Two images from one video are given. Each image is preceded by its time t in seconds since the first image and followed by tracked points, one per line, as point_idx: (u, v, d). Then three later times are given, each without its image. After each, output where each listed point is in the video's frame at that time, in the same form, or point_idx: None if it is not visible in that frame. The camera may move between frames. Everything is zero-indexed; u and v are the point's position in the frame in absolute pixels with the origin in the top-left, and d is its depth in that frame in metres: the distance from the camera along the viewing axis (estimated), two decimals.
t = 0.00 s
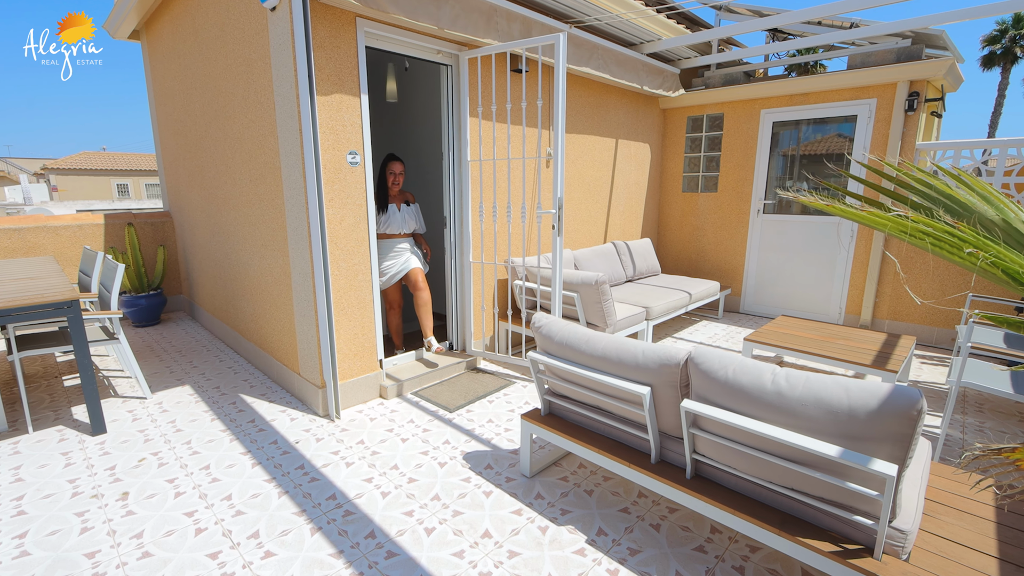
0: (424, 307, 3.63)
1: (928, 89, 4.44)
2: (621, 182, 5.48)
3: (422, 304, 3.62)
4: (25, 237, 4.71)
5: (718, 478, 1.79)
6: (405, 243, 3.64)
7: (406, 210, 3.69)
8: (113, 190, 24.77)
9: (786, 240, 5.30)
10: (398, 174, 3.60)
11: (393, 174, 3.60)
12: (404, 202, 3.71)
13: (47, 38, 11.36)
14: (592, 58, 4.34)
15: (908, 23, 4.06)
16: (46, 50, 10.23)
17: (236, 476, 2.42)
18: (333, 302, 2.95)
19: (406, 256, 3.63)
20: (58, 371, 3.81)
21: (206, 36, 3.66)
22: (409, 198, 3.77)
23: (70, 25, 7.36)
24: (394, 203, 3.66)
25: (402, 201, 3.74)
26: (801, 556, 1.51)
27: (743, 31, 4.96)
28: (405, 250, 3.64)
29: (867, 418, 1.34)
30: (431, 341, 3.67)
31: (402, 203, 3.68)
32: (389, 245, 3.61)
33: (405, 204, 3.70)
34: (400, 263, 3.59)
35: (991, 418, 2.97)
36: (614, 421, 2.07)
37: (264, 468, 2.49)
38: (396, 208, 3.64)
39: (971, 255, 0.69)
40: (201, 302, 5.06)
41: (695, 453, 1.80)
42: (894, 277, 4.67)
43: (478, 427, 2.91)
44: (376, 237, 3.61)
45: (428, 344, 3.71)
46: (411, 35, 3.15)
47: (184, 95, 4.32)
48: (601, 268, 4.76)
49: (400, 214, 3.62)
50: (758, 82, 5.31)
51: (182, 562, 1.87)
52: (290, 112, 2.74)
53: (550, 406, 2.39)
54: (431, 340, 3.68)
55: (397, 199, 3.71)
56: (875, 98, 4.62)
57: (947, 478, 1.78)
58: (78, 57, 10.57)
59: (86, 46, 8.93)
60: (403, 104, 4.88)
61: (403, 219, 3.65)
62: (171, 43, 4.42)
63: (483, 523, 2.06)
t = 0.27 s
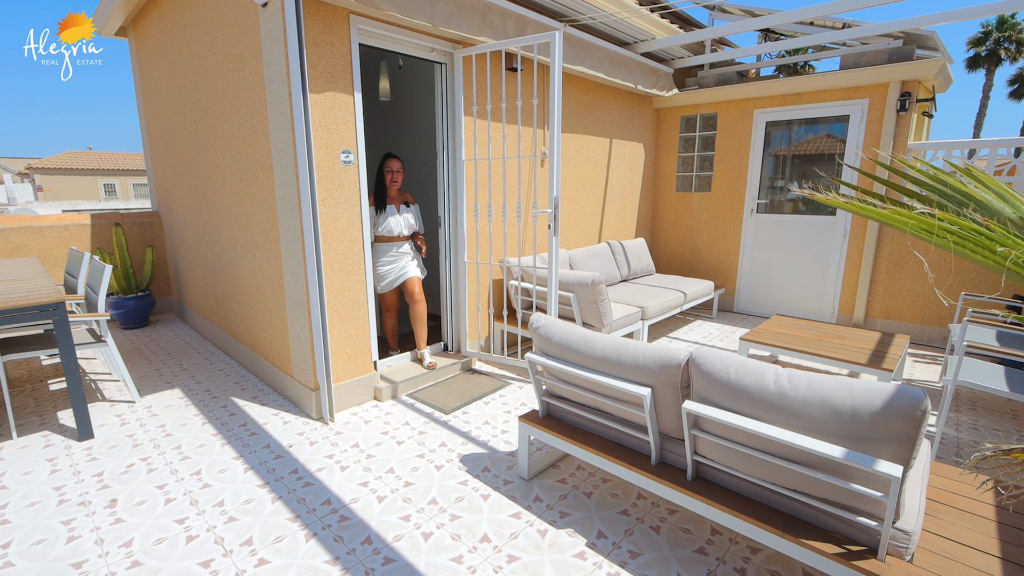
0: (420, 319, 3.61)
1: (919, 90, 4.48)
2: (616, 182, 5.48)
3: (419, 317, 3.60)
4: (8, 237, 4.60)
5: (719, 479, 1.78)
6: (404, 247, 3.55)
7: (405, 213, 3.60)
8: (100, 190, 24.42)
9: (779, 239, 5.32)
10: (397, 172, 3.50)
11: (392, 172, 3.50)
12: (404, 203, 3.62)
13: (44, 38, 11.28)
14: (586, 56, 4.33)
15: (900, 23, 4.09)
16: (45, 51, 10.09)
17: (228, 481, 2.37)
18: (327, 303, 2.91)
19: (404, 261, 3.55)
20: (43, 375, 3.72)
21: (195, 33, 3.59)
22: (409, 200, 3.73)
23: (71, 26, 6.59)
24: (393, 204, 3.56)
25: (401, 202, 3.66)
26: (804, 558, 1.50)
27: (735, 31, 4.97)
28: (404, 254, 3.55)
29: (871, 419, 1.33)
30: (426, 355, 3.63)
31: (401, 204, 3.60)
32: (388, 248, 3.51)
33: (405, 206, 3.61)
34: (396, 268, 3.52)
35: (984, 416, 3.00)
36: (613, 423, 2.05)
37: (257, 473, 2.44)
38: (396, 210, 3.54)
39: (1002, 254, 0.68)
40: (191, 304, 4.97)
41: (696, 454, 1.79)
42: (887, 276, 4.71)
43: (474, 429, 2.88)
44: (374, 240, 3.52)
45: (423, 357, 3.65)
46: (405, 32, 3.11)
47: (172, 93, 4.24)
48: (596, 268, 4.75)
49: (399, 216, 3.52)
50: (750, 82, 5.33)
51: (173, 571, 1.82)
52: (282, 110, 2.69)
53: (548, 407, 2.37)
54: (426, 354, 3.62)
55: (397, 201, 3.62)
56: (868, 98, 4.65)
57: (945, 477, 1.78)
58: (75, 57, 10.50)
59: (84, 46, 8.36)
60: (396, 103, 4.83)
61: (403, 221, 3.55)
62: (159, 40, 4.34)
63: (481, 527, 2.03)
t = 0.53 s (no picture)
0: (418, 323, 3.54)
1: (908, 90, 4.51)
2: (608, 181, 5.47)
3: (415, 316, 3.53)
4: None
5: (719, 480, 1.77)
6: (408, 251, 3.49)
7: (409, 213, 3.46)
8: (83, 190, 24.00)
9: (771, 239, 5.34)
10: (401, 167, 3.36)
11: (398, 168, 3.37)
12: (409, 202, 3.47)
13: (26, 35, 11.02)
14: (579, 55, 4.31)
15: (889, 24, 4.12)
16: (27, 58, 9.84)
17: (218, 487, 2.32)
18: (318, 304, 2.86)
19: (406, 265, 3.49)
20: (25, 379, 3.62)
21: (181, 28, 3.52)
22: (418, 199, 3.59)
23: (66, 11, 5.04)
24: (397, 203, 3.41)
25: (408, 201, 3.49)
26: (806, 559, 1.49)
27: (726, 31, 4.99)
28: (407, 258, 3.48)
29: (873, 418, 1.32)
30: (419, 357, 3.58)
31: (407, 204, 3.45)
32: (391, 250, 3.42)
33: (410, 205, 3.47)
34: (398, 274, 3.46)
35: (974, 413, 3.03)
36: (611, 424, 2.03)
37: (247, 478, 2.39)
38: (400, 209, 3.40)
39: None
40: (178, 305, 4.88)
41: (695, 455, 1.77)
42: (878, 275, 4.74)
43: (469, 431, 2.84)
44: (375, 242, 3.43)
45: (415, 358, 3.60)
46: (396, 29, 3.06)
47: (158, 90, 4.15)
48: (590, 268, 4.74)
49: (402, 216, 3.40)
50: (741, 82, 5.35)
51: None
52: (272, 107, 2.64)
53: (545, 408, 2.35)
54: (419, 356, 3.58)
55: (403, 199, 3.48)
56: (858, 98, 4.69)
57: (942, 476, 1.79)
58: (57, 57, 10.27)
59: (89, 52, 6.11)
60: (387, 101, 4.78)
61: (405, 221, 3.43)
62: (144, 36, 4.24)
63: (478, 531, 2.00)
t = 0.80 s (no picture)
0: (413, 326, 3.48)
1: (897, 90, 4.55)
2: (600, 181, 5.46)
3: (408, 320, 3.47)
4: None
5: (718, 482, 1.75)
6: (413, 235, 3.31)
7: (413, 195, 3.28)
8: (66, 190, 23.55)
9: (762, 238, 5.37)
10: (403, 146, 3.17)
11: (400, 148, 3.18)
12: (412, 183, 3.29)
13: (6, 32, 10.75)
14: (572, 54, 4.29)
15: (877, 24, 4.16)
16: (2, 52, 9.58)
17: (206, 495, 2.26)
18: (309, 306, 2.81)
19: (413, 252, 3.35)
20: (5, 385, 3.51)
21: (166, 24, 3.44)
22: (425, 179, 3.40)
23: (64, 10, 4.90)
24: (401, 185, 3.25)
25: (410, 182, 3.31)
26: (808, 561, 1.48)
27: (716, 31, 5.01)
28: (412, 244, 3.32)
29: (876, 419, 1.31)
30: (412, 360, 3.54)
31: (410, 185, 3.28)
32: (396, 234, 3.25)
33: (414, 186, 3.29)
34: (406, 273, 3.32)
35: (965, 410, 3.05)
36: (609, 426, 2.01)
37: (237, 485, 2.33)
38: (403, 191, 3.24)
39: None
40: (164, 307, 4.78)
41: (695, 457, 1.76)
42: (868, 273, 4.78)
43: (464, 433, 2.81)
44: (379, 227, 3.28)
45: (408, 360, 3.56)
46: (388, 26, 3.02)
47: (142, 87, 4.06)
48: (583, 267, 4.72)
49: (405, 198, 3.23)
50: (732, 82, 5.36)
51: None
52: (260, 105, 2.58)
53: (541, 410, 2.32)
54: (412, 358, 3.54)
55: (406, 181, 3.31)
56: (848, 98, 4.72)
57: (940, 474, 1.80)
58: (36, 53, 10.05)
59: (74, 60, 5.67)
60: (378, 100, 4.72)
61: (409, 204, 3.25)
62: (128, 31, 4.14)
63: (475, 536, 1.97)
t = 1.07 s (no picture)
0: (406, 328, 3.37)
1: (887, 90, 4.59)
2: (593, 181, 5.44)
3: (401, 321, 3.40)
4: None
5: (719, 485, 1.74)
6: (411, 231, 3.22)
7: (412, 189, 3.17)
8: (47, 190, 23.06)
9: (754, 237, 5.39)
10: (400, 142, 3.04)
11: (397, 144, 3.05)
12: (411, 178, 3.19)
13: None
14: (565, 53, 4.27)
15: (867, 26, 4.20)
16: None
17: (195, 503, 2.19)
18: (300, 308, 2.75)
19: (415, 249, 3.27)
20: None
21: (150, 19, 3.36)
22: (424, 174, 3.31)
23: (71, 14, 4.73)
24: (398, 180, 3.14)
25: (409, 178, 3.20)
26: (811, 565, 1.46)
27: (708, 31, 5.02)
28: (412, 240, 3.23)
29: (880, 421, 1.30)
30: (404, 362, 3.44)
31: (409, 181, 3.18)
32: (389, 230, 3.16)
33: (412, 180, 3.19)
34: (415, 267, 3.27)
35: (957, 408, 3.08)
36: (607, 429, 1.98)
37: (227, 492, 2.27)
38: (399, 186, 3.13)
39: None
40: (150, 310, 4.68)
41: (696, 460, 1.74)
42: (859, 272, 4.82)
43: (459, 436, 2.77)
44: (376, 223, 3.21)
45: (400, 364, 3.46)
46: (379, 23, 2.96)
47: (126, 85, 3.96)
48: (577, 268, 4.70)
49: (404, 193, 3.12)
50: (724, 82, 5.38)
51: None
52: (249, 103, 2.52)
53: (538, 413, 2.29)
54: (404, 362, 3.44)
55: (404, 175, 3.21)
56: (839, 99, 4.75)
57: (939, 474, 1.80)
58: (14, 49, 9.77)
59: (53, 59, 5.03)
60: (368, 98, 4.66)
61: (407, 199, 3.14)
62: (111, 27, 4.05)
63: (472, 543, 1.94)
